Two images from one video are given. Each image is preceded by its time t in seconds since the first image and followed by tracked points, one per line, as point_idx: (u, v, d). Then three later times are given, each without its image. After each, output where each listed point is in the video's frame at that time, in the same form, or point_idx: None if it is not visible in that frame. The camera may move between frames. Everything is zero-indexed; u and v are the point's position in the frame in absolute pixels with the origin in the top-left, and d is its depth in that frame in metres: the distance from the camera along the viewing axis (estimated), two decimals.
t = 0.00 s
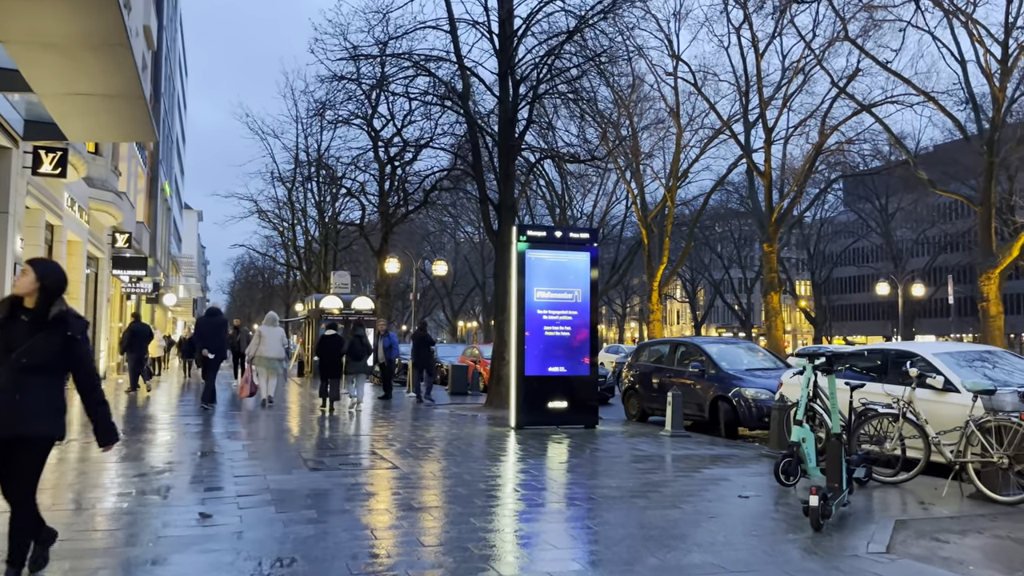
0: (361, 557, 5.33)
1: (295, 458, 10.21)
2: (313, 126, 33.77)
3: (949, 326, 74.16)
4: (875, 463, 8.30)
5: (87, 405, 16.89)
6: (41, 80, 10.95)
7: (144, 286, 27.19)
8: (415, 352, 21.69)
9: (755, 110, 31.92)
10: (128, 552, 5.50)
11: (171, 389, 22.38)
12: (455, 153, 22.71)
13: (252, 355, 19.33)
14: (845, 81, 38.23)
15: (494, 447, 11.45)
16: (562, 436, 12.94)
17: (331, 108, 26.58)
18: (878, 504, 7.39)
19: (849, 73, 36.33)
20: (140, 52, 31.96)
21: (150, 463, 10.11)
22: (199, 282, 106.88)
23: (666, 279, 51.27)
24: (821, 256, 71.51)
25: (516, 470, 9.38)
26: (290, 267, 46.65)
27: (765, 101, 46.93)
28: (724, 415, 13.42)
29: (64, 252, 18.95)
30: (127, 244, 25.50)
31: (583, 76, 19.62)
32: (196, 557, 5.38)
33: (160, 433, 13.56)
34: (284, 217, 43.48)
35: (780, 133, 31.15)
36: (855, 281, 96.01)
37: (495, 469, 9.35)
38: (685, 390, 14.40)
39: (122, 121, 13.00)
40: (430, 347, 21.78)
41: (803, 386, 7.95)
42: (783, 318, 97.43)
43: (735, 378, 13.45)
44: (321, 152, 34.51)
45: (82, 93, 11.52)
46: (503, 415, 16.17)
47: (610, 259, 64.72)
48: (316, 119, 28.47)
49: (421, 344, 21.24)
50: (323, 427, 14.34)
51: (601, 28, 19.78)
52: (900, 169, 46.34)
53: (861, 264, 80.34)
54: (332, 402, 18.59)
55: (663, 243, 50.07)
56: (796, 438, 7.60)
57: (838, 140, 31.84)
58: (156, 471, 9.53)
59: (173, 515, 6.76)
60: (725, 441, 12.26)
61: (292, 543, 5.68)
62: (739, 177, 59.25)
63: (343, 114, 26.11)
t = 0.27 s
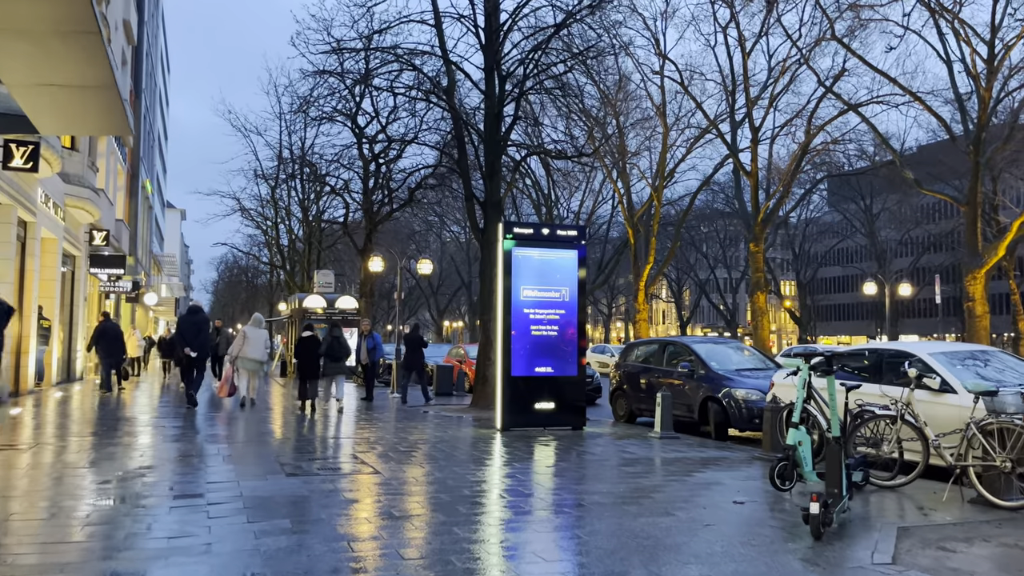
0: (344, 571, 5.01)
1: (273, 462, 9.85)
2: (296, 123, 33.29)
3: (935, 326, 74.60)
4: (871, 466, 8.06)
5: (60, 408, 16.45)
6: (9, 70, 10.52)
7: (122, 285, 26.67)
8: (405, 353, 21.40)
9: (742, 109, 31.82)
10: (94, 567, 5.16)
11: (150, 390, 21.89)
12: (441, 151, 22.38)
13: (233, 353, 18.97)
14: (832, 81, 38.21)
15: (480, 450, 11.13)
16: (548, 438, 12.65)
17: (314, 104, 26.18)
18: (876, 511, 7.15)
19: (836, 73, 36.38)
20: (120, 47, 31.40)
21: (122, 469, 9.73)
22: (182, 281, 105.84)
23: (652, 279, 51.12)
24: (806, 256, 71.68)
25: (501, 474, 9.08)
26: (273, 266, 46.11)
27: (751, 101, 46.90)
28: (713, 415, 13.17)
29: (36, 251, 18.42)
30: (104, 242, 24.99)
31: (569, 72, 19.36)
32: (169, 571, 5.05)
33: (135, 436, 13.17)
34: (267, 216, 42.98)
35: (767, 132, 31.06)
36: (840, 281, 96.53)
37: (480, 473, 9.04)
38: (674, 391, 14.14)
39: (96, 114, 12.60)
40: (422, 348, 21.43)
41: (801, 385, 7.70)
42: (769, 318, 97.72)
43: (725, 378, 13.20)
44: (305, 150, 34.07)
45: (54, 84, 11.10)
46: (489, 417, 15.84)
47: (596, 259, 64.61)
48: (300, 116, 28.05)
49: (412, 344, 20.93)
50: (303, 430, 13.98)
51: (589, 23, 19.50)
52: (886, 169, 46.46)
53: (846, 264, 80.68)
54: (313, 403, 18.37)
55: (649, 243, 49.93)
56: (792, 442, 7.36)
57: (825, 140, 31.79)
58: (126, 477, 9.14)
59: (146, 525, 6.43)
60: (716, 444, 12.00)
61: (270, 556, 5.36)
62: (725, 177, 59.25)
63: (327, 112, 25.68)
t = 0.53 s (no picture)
0: None
1: (254, 465, 9.51)
2: (284, 121, 32.90)
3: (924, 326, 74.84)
4: (872, 470, 7.81)
5: (39, 410, 16.04)
6: None
7: (106, 284, 26.22)
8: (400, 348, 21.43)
9: (733, 107, 31.67)
10: None
11: (132, 389, 21.47)
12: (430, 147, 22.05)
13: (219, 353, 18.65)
14: (822, 80, 38.14)
15: (469, 453, 10.81)
16: (538, 440, 12.36)
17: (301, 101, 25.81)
18: (879, 517, 6.90)
19: (827, 72, 36.26)
20: (104, 42, 30.91)
21: (98, 474, 9.38)
22: (169, 281, 104.95)
23: (642, 279, 50.92)
24: (796, 256, 71.77)
25: (490, 478, 8.79)
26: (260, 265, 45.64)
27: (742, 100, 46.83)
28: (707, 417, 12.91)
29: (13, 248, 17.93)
30: (86, 240, 24.46)
31: (560, 67, 19.08)
32: None
33: (114, 438, 12.80)
34: (254, 215, 42.52)
35: (758, 131, 30.93)
36: (828, 281, 96.77)
37: (469, 477, 8.75)
38: (666, 391, 13.88)
39: (73, 106, 12.23)
40: (417, 345, 21.32)
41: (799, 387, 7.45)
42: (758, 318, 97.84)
43: (719, 378, 12.94)
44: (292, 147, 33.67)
45: (27, 73, 10.72)
46: (478, 418, 15.54)
47: (587, 258, 64.41)
48: (286, 113, 27.67)
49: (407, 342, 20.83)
50: (288, 432, 13.65)
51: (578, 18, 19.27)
52: (875, 169, 46.50)
53: (835, 264, 80.84)
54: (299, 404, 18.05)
55: (639, 243, 49.75)
56: (792, 444, 7.09)
57: (816, 138, 31.67)
58: (102, 481, 8.79)
59: (118, 533, 6.10)
60: (710, 445, 11.73)
61: (248, 568, 5.04)
62: (715, 177, 59.16)
63: (314, 108, 25.29)
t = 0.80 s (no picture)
0: None
1: (237, 468, 9.17)
2: (273, 118, 32.48)
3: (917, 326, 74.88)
4: (876, 475, 7.53)
5: (19, 412, 15.65)
6: None
7: (91, 283, 25.77)
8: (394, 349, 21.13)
9: (727, 106, 31.41)
10: None
11: (117, 390, 21.04)
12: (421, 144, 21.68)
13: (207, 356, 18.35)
14: (816, 78, 37.94)
15: (459, 456, 10.48)
16: (531, 443, 12.06)
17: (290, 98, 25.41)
18: (886, 525, 6.64)
19: (821, 71, 36.08)
20: (90, 38, 30.45)
21: (76, 477, 9.04)
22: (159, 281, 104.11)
23: (635, 279, 50.68)
24: (789, 256, 71.61)
25: (482, 482, 8.49)
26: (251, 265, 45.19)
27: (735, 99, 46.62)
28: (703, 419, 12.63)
29: None
30: (71, 238, 23.95)
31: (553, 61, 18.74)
32: None
33: (94, 441, 12.44)
34: (244, 214, 42.08)
35: (751, 130, 30.63)
36: (821, 281, 96.78)
37: (459, 482, 8.45)
38: (662, 393, 13.59)
39: (51, 99, 11.88)
40: (413, 347, 20.91)
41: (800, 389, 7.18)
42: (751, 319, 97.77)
43: (715, 379, 12.66)
44: (282, 144, 33.26)
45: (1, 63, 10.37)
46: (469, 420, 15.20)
47: (579, 258, 64.16)
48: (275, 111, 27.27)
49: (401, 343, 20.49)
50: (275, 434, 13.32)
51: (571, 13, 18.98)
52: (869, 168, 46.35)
53: (828, 264, 80.82)
54: (288, 406, 17.72)
55: (632, 242, 49.49)
56: (793, 449, 6.82)
57: (811, 137, 31.46)
58: (79, 486, 8.46)
59: (92, 540, 5.78)
60: (708, 448, 11.43)
61: None
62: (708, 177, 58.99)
63: (303, 105, 24.89)
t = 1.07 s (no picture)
0: None
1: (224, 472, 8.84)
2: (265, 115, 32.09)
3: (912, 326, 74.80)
4: (889, 480, 7.23)
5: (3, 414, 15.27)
6: None
7: (80, 282, 25.35)
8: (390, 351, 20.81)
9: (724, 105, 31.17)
10: None
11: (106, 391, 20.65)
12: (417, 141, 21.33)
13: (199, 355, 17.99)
14: (813, 77, 37.77)
15: (454, 460, 10.16)
16: (528, 445, 11.74)
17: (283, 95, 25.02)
18: (902, 534, 6.35)
19: (818, 69, 35.87)
20: (80, 35, 30.04)
21: (57, 482, 8.69)
22: (151, 281, 103.51)
23: (631, 278, 50.40)
24: (784, 256, 71.47)
25: (479, 487, 8.18)
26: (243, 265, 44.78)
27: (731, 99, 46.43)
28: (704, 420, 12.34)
29: None
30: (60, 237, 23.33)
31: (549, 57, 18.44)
32: None
33: (79, 443, 12.07)
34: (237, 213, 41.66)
35: (748, 129, 30.39)
36: (816, 281, 96.67)
37: (455, 487, 8.13)
38: (661, 393, 13.30)
39: (33, 91, 11.53)
40: (408, 347, 20.60)
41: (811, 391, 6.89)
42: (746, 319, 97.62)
43: (716, 380, 12.38)
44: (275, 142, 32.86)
45: None
46: (464, 422, 14.87)
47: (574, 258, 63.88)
48: (268, 108, 26.91)
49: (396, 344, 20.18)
50: (264, 437, 12.97)
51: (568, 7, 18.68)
52: (865, 167, 46.20)
53: (823, 264, 80.70)
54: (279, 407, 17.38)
55: (628, 242, 49.21)
56: (804, 454, 6.52)
57: (808, 135, 31.19)
58: (61, 491, 8.12)
59: (69, 552, 5.46)
60: (710, 451, 11.13)
61: None
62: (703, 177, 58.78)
63: (296, 102, 24.51)
